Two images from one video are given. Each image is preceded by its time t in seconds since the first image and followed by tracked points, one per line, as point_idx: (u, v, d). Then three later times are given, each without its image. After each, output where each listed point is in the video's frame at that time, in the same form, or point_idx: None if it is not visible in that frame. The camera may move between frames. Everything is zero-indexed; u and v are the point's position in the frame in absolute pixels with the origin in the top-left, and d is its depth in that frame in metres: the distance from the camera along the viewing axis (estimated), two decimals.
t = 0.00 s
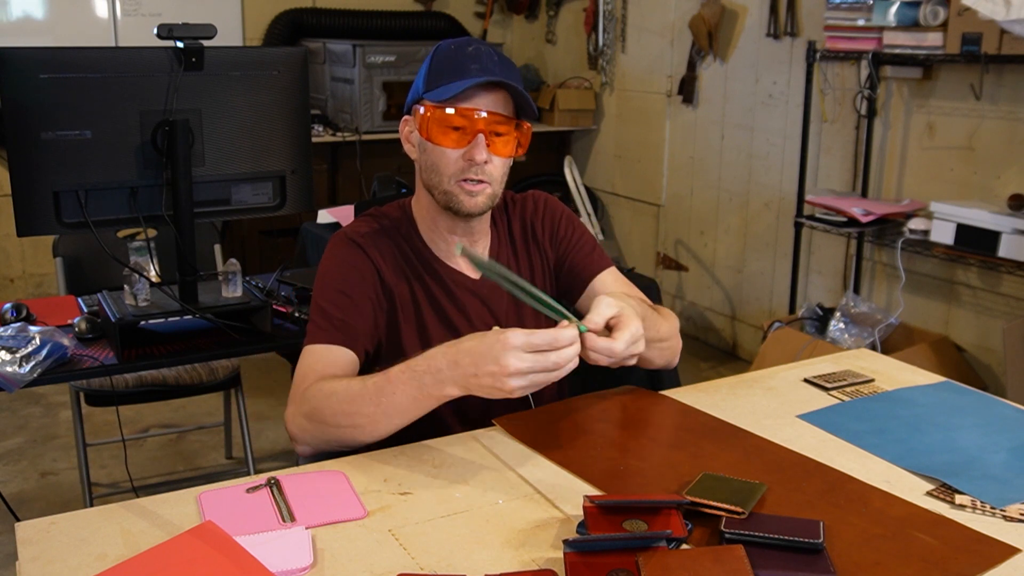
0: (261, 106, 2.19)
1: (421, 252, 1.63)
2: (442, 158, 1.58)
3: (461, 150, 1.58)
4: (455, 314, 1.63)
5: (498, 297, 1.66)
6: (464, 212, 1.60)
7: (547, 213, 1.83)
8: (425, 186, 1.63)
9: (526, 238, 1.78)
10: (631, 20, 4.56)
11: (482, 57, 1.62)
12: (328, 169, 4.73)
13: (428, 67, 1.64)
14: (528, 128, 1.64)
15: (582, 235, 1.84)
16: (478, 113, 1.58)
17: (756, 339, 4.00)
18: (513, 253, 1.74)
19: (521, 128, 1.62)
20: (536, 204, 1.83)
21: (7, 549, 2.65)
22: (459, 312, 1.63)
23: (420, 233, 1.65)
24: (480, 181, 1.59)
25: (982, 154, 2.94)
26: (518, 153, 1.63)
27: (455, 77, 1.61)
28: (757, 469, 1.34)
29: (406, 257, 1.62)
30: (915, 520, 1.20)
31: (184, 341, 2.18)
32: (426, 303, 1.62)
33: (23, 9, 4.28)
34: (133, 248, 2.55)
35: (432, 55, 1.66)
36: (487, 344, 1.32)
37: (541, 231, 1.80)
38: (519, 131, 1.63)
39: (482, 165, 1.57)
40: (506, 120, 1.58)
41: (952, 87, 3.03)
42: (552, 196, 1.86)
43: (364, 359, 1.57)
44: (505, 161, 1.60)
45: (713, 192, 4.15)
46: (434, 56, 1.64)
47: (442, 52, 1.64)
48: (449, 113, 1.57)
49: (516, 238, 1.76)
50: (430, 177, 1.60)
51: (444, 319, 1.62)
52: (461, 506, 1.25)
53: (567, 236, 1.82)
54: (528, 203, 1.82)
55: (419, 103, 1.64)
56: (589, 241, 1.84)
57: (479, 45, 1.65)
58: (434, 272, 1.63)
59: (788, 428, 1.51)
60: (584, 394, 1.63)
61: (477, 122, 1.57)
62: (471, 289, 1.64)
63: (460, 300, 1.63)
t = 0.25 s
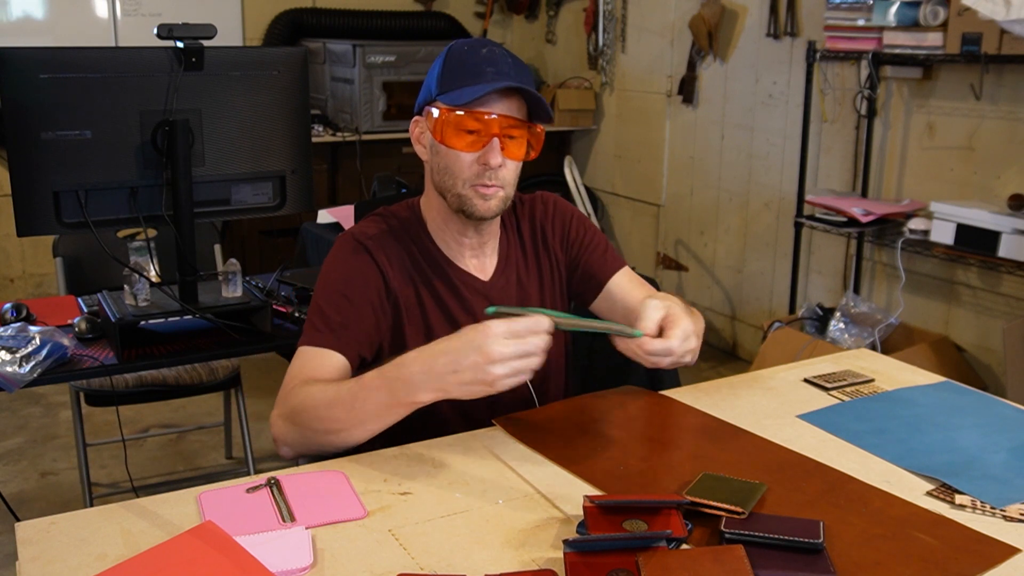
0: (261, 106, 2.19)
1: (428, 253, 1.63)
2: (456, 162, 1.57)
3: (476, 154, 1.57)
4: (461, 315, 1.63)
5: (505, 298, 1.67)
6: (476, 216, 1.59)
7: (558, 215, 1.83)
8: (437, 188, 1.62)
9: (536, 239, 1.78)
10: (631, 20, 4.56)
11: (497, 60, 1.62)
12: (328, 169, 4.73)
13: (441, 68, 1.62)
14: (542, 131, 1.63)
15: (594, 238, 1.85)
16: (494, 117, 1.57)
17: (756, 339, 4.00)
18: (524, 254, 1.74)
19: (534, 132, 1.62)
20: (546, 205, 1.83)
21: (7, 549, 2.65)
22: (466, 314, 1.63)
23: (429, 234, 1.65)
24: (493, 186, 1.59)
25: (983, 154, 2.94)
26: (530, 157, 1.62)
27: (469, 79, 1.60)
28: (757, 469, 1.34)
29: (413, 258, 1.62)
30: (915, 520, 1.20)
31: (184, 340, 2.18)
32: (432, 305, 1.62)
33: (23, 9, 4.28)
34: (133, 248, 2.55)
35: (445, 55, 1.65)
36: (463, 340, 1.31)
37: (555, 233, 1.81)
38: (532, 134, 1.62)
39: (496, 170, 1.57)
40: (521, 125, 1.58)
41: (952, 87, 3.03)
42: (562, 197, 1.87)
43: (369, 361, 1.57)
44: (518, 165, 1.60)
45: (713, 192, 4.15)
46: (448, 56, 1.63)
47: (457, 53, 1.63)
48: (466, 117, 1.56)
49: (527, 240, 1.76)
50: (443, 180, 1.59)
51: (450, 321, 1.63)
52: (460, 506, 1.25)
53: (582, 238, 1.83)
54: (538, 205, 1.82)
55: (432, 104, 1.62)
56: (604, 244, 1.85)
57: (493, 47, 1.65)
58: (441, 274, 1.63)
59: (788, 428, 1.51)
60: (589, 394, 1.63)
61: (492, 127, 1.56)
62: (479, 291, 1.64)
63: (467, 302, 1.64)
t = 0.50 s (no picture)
0: (261, 106, 2.19)
1: (431, 255, 1.63)
2: (461, 163, 1.57)
3: (480, 155, 1.57)
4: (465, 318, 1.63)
5: (510, 302, 1.67)
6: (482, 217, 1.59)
7: (563, 218, 1.83)
8: (442, 190, 1.62)
9: (541, 243, 1.78)
10: (631, 20, 4.55)
11: (500, 60, 1.62)
12: (328, 169, 4.73)
13: (444, 68, 1.62)
14: (546, 129, 1.63)
15: (600, 243, 1.85)
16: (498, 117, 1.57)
17: (756, 339, 4.00)
18: (528, 257, 1.74)
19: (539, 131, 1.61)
20: (551, 208, 1.83)
21: (7, 549, 2.65)
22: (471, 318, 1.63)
23: (433, 236, 1.64)
24: (499, 186, 1.58)
25: (983, 154, 2.94)
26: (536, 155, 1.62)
27: (472, 80, 1.60)
28: (757, 469, 1.34)
29: (416, 261, 1.62)
30: (915, 520, 1.20)
31: (184, 340, 2.18)
32: (435, 308, 1.62)
33: (23, 9, 4.29)
34: (133, 248, 2.55)
35: (447, 56, 1.65)
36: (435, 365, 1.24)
37: (558, 236, 1.81)
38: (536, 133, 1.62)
39: (501, 170, 1.57)
40: (524, 123, 1.57)
41: (952, 87, 3.03)
42: (568, 200, 1.87)
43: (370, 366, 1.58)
44: (523, 165, 1.59)
45: (713, 192, 4.15)
46: (451, 57, 1.63)
47: (459, 53, 1.63)
48: (469, 117, 1.56)
49: (531, 243, 1.76)
50: (448, 182, 1.59)
51: (455, 326, 1.62)
52: (460, 505, 1.25)
53: (586, 242, 1.84)
54: (543, 207, 1.82)
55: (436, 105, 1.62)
56: (608, 248, 1.86)
57: (495, 47, 1.65)
58: (444, 276, 1.63)
59: (788, 428, 1.51)
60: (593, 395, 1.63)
61: (496, 126, 1.56)
62: (484, 294, 1.64)
63: (471, 304, 1.63)
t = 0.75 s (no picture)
0: (260, 106, 2.19)
1: (432, 257, 1.63)
2: (463, 166, 1.57)
3: (482, 157, 1.56)
4: (466, 320, 1.63)
5: (511, 304, 1.66)
6: (485, 219, 1.58)
7: (567, 219, 1.83)
8: (444, 192, 1.62)
9: (545, 245, 1.77)
10: (631, 20, 4.56)
11: (501, 61, 1.61)
12: (328, 169, 4.72)
13: (444, 72, 1.62)
14: (549, 129, 1.62)
15: (604, 246, 1.85)
16: (500, 119, 1.56)
17: (756, 339, 4.01)
18: (532, 258, 1.74)
19: (541, 131, 1.60)
20: (555, 209, 1.82)
21: (7, 550, 2.65)
22: (472, 321, 1.64)
23: (435, 237, 1.64)
24: (502, 188, 1.58)
25: (983, 154, 2.94)
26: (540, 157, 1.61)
27: (473, 82, 1.60)
28: (757, 469, 1.34)
29: (417, 263, 1.62)
30: (915, 520, 1.20)
31: (184, 340, 2.18)
32: (436, 310, 1.62)
33: (23, 9, 4.29)
34: (133, 248, 2.55)
35: (447, 59, 1.65)
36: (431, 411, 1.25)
37: (563, 238, 1.81)
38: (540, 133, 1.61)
39: (504, 172, 1.56)
40: (526, 125, 1.57)
41: (952, 87, 3.03)
42: (573, 201, 1.87)
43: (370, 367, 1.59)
44: (526, 166, 1.59)
45: (713, 192, 4.15)
46: (452, 60, 1.63)
47: (460, 55, 1.63)
48: (471, 120, 1.55)
49: (535, 245, 1.76)
50: (450, 185, 1.59)
51: (456, 328, 1.63)
52: (461, 505, 1.25)
53: (590, 244, 1.83)
54: (547, 208, 1.82)
55: (438, 108, 1.62)
56: (611, 250, 1.86)
57: (495, 49, 1.64)
58: (445, 278, 1.63)
59: (788, 428, 1.51)
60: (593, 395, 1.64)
61: (499, 129, 1.56)
62: (485, 297, 1.64)
63: (472, 306, 1.64)
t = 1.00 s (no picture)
0: (260, 106, 2.19)
1: (432, 258, 1.63)
2: (463, 170, 1.57)
3: (482, 161, 1.56)
4: (466, 321, 1.63)
5: (511, 305, 1.67)
6: (487, 222, 1.58)
7: (568, 220, 1.83)
8: (445, 195, 1.62)
9: (546, 246, 1.77)
10: (631, 20, 4.56)
11: (498, 64, 1.62)
12: (328, 169, 4.72)
13: (442, 75, 1.62)
14: (549, 131, 1.62)
15: (605, 247, 1.85)
16: (500, 122, 1.56)
17: (756, 339, 4.01)
18: (533, 259, 1.74)
19: (542, 133, 1.60)
20: (557, 210, 1.83)
21: (7, 549, 2.65)
22: (473, 322, 1.64)
23: (435, 238, 1.64)
24: (503, 191, 1.58)
25: (982, 154, 2.94)
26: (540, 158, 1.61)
27: (472, 86, 1.60)
28: (757, 469, 1.34)
29: (417, 264, 1.63)
30: (915, 520, 1.20)
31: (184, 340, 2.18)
32: (436, 311, 1.62)
33: (23, 9, 4.29)
34: (134, 248, 2.56)
35: (445, 62, 1.65)
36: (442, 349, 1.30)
37: (564, 239, 1.80)
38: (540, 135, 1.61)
39: (504, 175, 1.56)
40: (526, 127, 1.57)
41: (952, 87, 3.03)
42: (575, 203, 1.87)
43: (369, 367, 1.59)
44: (527, 168, 1.59)
45: (714, 192, 4.15)
46: (450, 63, 1.63)
47: (458, 58, 1.63)
48: (470, 124, 1.55)
49: (536, 246, 1.76)
50: (451, 188, 1.59)
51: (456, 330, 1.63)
52: (461, 505, 1.25)
53: (591, 245, 1.83)
54: (549, 209, 1.82)
55: (437, 111, 1.62)
56: (613, 251, 1.86)
57: (493, 51, 1.65)
58: (445, 279, 1.63)
59: (788, 428, 1.51)
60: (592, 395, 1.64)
61: (499, 132, 1.56)
62: (485, 298, 1.65)
63: (472, 307, 1.64)
